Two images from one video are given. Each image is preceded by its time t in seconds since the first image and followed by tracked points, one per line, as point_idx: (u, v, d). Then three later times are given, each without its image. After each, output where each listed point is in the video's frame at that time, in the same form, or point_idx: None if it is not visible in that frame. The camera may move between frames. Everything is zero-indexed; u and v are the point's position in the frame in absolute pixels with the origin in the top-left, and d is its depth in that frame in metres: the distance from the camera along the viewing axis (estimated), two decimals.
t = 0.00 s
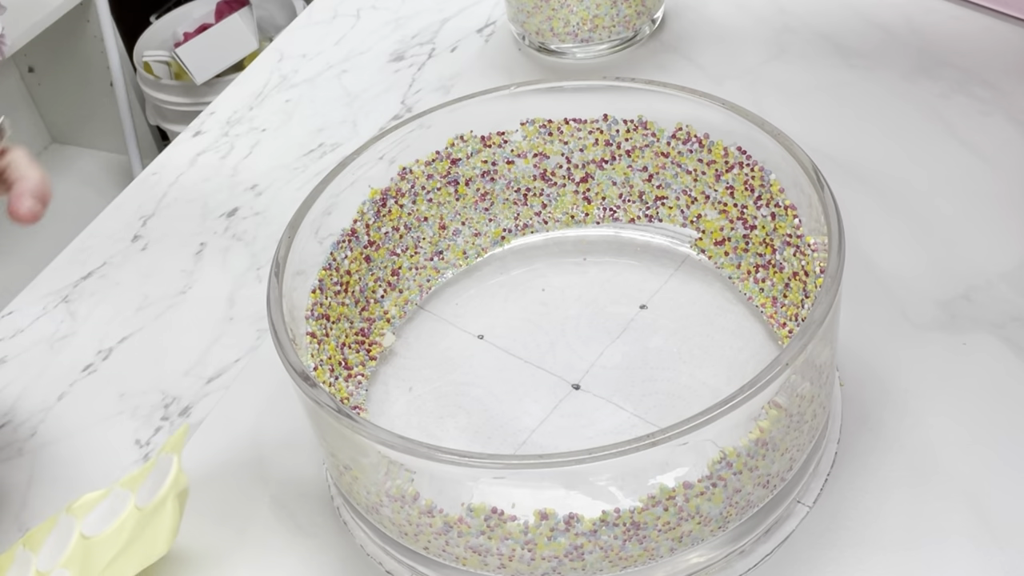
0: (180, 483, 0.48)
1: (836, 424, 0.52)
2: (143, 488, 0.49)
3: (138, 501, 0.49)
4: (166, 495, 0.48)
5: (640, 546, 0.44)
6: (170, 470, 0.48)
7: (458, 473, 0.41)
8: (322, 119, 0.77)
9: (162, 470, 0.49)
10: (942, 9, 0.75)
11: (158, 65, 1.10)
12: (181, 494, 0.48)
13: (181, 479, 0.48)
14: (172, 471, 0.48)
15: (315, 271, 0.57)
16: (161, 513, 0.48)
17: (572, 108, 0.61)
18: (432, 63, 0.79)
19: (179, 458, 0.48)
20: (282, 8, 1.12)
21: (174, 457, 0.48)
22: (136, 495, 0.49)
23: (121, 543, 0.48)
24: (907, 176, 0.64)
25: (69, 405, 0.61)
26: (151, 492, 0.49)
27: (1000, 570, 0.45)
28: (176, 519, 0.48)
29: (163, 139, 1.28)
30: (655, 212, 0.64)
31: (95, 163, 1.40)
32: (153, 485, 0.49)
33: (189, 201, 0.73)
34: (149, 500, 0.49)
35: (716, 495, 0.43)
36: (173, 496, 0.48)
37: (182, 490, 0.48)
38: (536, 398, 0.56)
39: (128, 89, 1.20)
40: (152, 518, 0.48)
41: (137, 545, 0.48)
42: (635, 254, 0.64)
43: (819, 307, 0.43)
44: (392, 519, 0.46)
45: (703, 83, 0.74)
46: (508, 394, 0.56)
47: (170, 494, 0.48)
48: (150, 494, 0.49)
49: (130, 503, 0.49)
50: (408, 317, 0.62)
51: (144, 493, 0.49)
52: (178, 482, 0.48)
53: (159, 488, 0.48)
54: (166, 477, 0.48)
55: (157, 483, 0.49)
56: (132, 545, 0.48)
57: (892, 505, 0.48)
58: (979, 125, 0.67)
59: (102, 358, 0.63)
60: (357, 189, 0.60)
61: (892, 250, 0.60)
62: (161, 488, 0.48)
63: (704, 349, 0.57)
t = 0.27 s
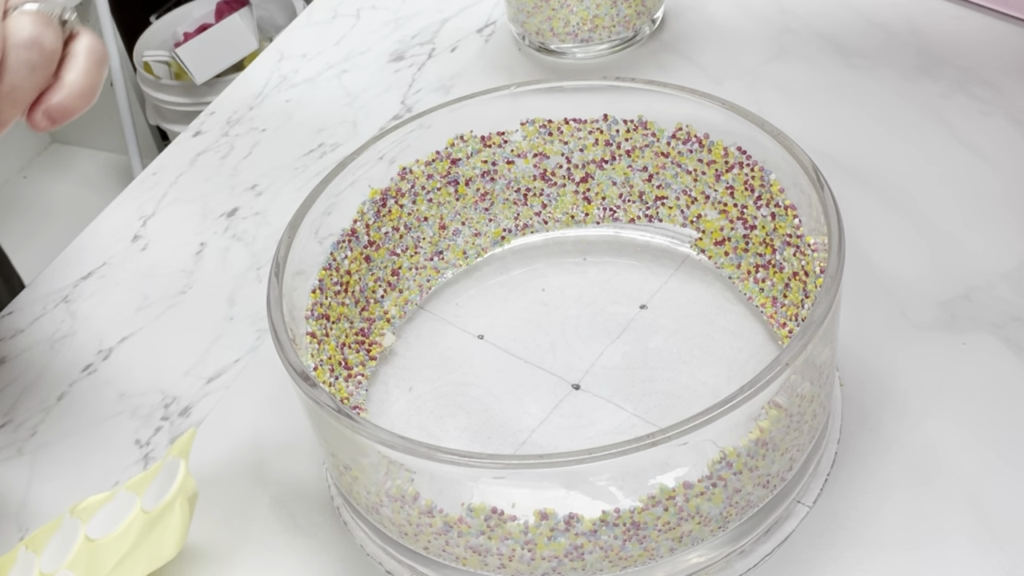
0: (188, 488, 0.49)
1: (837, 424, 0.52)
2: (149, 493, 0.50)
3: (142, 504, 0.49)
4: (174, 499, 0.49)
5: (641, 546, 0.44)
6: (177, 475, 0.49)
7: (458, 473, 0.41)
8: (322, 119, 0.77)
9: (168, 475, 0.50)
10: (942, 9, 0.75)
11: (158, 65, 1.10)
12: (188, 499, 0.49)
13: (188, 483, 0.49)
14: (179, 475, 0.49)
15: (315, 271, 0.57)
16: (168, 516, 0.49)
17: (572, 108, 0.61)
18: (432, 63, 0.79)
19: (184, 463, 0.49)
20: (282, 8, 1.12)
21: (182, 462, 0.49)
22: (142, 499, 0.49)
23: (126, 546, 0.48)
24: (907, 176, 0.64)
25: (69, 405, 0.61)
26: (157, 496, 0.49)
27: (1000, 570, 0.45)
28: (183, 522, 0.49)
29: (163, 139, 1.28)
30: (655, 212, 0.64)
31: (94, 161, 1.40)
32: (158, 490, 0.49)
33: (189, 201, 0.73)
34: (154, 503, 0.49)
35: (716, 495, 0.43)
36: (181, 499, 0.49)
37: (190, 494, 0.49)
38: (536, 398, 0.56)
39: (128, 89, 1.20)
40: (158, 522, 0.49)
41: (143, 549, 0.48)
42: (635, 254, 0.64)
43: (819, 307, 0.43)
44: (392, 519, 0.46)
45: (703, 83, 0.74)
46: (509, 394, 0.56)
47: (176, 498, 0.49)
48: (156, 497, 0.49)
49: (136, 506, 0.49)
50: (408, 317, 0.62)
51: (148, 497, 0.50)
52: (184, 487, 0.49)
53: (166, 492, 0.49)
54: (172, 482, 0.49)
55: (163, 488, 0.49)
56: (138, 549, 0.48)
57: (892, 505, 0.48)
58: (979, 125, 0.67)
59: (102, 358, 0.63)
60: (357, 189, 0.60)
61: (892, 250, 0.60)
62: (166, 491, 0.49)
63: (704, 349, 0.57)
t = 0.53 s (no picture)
0: (193, 489, 0.50)
1: (836, 424, 0.52)
2: (152, 494, 0.50)
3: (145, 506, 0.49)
4: (179, 500, 0.49)
5: (640, 546, 0.44)
6: (181, 475, 0.50)
7: (458, 473, 0.41)
8: (322, 119, 0.77)
9: (171, 476, 0.50)
10: (942, 9, 0.75)
11: (158, 65, 1.10)
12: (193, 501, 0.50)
13: (191, 485, 0.50)
14: (183, 476, 0.50)
15: (315, 271, 0.57)
16: (174, 518, 0.49)
17: (571, 108, 0.62)
18: (432, 63, 0.79)
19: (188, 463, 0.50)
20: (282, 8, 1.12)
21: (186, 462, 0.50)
22: (144, 500, 0.50)
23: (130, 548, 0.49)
24: (907, 176, 0.64)
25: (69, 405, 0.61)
26: (160, 497, 0.50)
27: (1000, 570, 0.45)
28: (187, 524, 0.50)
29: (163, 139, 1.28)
30: (655, 212, 0.64)
31: (94, 161, 1.40)
32: (160, 491, 0.50)
33: (189, 201, 0.73)
34: (157, 505, 0.49)
35: (716, 495, 0.43)
36: (186, 501, 0.49)
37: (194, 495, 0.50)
38: (536, 398, 0.56)
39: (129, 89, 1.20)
40: (162, 524, 0.49)
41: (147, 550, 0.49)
42: (636, 254, 0.64)
43: (818, 307, 0.43)
44: (392, 519, 0.46)
45: (703, 83, 0.73)
46: (509, 394, 0.56)
47: (181, 501, 0.49)
48: (159, 499, 0.50)
49: (138, 508, 0.49)
50: (408, 317, 0.62)
51: (151, 499, 0.50)
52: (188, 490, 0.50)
53: (169, 494, 0.49)
54: (176, 482, 0.50)
55: (166, 490, 0.50)
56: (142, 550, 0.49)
57: (891, 505, 0.48)
58: (979, 125, 0.67)
59: (103, 357, 0.63)
60: (357, 189, 0.60)
61: (892, 250, 0.60)
62: (170, 493, 0.49)
63: (704, 349, 0.57)
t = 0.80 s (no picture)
0: (193, 488, 0.49)
1: (836, 424, 0.52)
2: (153, 494, 0.50)
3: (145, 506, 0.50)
4: (179, 499, 0.49)
5: (641, 546, 0.44)
6: (182, 475, 0.50)
7: (458, 474, 0.41)
8: (322, 119, 0.77)
9: (171, 476, 0.50)
10: (943, 9, 0.75)
11: (158, 65, 1.10)
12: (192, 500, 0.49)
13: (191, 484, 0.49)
14: (183, 476, 0.50)
15: (315, 271, 0.57)
16: (174, 519, 0.49)
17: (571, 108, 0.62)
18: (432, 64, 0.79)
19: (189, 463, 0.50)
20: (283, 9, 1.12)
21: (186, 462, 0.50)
22: (145, 500, 0.50)
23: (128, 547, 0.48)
24: (907, 177, 0.64)
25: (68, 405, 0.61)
26: (161, 496, 0.50)
27: (1000, 570, 0.45)
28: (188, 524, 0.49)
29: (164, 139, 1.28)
30: (655, 211, 0.64)
31: (94, 161, 1.41)
32: (160, 491, 0.50)
33: (189, 201, 0.73)
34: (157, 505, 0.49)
35: (716, 495, 0.43)
36: (186, 500, 0.49)
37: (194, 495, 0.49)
38: (536, 398, 0.56)
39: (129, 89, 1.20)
40: (161, 524, 0.49)
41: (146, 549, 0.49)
42: (636, 254, 0.64)
43: (819, 307, 0.43)
44: (392, 519, 0.46)
45: (703, 83, 0.74)
46: (509, 395, 0.56)
47: (180, 500, 0.49)
48: (160, 498, 0.50)
49: (139, 508, 0.50)
50: (408, 317, 0.63)
51: (151, 499, 0.50)
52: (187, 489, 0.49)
53: (170, 494, 0.49)
54: (177, 482, 0.50)
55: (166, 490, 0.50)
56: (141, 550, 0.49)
57: (891, 505, 0.48)
58: (979, 126, 0.67)
59: (103, 358, 0.63)
60: (357, 189, 0.60)
61: (892, 250, 0.60)
62: (170, 493, 0.49)
63: (704, 349, 0.57)
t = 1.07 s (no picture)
0: (193, 488, 0.49)
1: (837, 424, 0.52)
2: (153, 493, 0.50)
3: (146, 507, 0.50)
4: (179, 499, 0.49)
5: (641, 546, 0.44)
6: (182, 475, 0.49)
7: (458, 473, 0.41)
8: (322, 119, 0.77)
9: (172, 475, 0.50)
10: (942, 9, 0.75)
11: (158, 65, 1.10)
12: (192, 501, 0.49)
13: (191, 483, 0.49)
14: (184, 476, 0.49)
15: (315, 271, 0.57)
16: (175, 519, 0.49)
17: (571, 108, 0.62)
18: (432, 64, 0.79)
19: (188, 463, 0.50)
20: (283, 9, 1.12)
21: (187, 462, 0.50)
22: (145, 500, 0.50)
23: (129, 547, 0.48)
24: (907, 177, 0.64)
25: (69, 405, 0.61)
26: (161, 496, 0.50)
27: (1000, 570, 0.45)
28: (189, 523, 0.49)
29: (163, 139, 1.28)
30: (655, 211, 0.64)
31: (94, 160, 1.41)
32: (161, 491, 0.50)
33: (189, 201, 0.73)
34: (158, 505, 0.49)
35: (716, 495, 0.43)
36: (186, 500, 0.49)
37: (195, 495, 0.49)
38: (536, 398, 0.56)
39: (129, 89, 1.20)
40: (161, 524, 0.49)
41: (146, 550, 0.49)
42: (636, 254, 0.64)
43: (818, 307, 0.43)
44: (392, 519, 0.46)
45: (703, 82, 0.74)
46: (508, 395, 0.56)
47: (181, 500, 0.49)
48: (160, 498, 0.50)
49: (140, 508, 0.50)
50: (408, 317, 0.63)
51: (152, 499, 0.50)
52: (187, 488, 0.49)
53: (170, 493, 0.49)
54: (177, 482, 0.49)
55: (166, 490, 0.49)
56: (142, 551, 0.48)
57: (891, 505, 0.48)
58: (979, 125, 0.67)
59: (103, 358, 0.63)
60: (357, 189, 0.60)
61: (892, 250, 0.60)
62: (171, 493, 0.49)
63: (704, 349, 0.57)
